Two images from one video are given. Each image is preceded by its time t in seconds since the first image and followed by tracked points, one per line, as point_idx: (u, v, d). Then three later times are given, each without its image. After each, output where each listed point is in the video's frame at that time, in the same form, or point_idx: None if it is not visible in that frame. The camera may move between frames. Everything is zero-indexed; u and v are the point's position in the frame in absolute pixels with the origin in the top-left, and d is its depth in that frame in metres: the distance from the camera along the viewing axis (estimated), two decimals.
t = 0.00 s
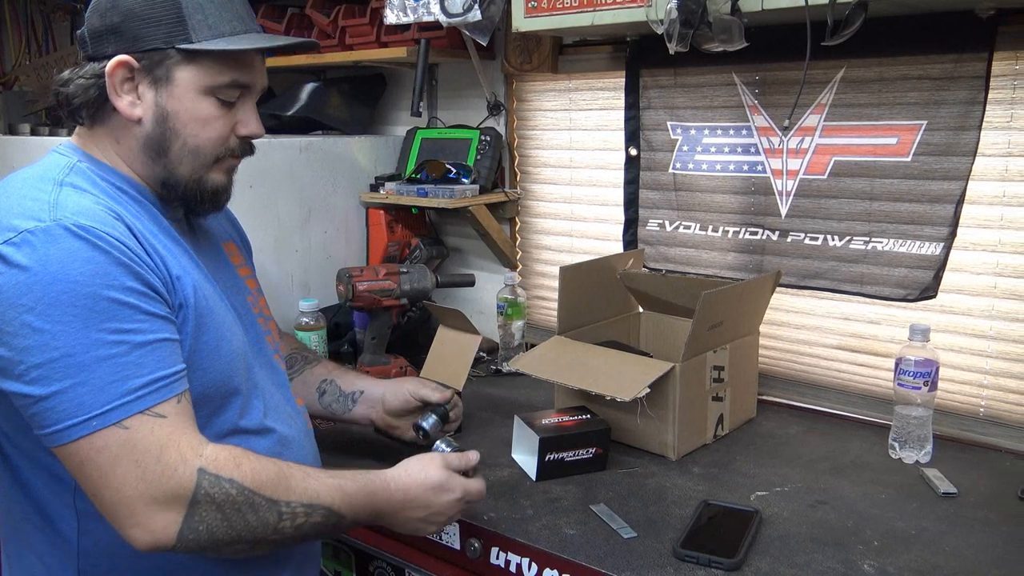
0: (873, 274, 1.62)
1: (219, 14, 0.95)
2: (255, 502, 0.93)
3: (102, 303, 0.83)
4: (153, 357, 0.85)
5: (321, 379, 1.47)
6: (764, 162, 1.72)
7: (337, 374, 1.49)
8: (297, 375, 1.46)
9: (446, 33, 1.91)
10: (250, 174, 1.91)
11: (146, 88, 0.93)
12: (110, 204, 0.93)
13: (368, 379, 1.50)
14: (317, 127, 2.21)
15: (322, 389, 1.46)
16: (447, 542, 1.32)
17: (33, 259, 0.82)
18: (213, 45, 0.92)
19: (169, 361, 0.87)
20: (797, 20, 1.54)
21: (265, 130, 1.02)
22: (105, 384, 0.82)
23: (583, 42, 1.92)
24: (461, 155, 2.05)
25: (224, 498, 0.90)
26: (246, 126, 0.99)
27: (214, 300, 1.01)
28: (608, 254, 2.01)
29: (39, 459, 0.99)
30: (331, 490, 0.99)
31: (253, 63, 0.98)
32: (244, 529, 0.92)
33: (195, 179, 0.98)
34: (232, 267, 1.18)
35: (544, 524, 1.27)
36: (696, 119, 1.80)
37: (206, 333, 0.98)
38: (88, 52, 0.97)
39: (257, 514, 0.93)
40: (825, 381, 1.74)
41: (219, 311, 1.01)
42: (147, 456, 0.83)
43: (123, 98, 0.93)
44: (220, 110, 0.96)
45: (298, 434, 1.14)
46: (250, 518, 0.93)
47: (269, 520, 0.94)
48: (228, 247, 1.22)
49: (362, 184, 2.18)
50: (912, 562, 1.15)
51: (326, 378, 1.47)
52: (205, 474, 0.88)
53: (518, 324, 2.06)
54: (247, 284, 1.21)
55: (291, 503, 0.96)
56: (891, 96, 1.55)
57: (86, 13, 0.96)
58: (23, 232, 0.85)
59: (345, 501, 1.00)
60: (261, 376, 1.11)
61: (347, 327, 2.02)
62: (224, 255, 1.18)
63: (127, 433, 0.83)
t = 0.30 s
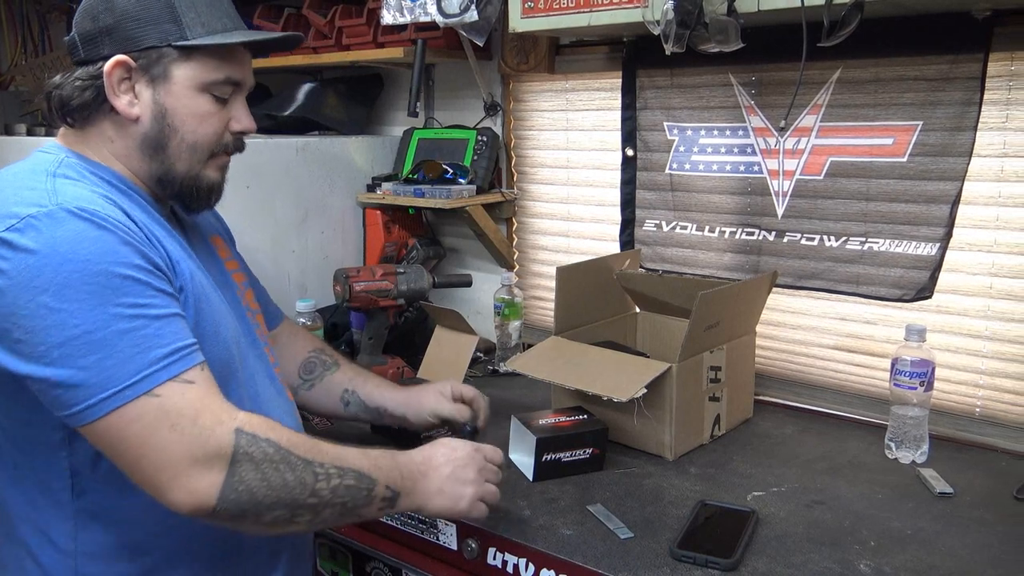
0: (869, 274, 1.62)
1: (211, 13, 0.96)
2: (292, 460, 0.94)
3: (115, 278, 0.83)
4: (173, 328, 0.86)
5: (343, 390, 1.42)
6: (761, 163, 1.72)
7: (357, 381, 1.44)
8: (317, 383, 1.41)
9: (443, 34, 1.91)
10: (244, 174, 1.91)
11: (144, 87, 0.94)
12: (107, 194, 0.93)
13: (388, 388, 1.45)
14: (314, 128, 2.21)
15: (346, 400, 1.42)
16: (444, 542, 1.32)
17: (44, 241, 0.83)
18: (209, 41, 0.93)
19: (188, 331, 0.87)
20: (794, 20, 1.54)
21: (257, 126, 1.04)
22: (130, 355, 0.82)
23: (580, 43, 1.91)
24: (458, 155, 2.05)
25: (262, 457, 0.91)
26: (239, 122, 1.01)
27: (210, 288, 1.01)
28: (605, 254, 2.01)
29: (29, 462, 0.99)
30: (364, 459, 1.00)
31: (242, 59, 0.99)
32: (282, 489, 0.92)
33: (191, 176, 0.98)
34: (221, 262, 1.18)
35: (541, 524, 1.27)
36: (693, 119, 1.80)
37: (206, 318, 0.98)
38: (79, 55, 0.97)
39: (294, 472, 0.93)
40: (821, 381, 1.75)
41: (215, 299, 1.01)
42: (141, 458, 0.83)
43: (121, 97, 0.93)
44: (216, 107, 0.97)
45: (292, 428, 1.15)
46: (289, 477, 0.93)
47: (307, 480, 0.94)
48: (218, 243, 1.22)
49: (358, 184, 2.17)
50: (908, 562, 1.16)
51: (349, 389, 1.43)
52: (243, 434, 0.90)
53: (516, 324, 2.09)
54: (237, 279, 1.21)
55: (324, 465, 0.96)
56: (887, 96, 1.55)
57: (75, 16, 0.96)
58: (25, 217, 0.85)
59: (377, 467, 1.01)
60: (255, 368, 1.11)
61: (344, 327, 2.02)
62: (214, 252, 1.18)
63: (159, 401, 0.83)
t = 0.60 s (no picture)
0: (867, 276, 1.62)
1: (223, 15, 0.97)
2: (332, 447, 0.98)
3: (150, 277, 0.84)
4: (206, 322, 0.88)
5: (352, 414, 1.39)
6: (759, 165, 1.72)
7: (369, 409, 1.40)
8: (326, 403, 1.39)
9: (441, 35, 1.91)
10: (244, 176, 1.91)
11: (154, 87, 0.94)
12: (121, 198, 0.94)
13: (404, 423, 1.39)
14: (312, 128, 2.21)
15: (353, 425, 1.39)
16: (443, 544, 1.32)
17: (78, 242, 0.83)
18: (222, 43, 0.93)
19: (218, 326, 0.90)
20: (793, 23, 1.55)
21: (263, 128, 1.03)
22: (173, 350, 0.84)
23: (579, 45, 1.91)
24: (457, 157, 2.05)
25: (307, 443, 0.95)
26: (245, 124, 1.01)
27: (219, 290, 1.02)
28: (603, 255, 2.01)
29: (34, 465, 0.99)
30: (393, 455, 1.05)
31: (252, 63, 1.00)
32: (324, 473, 0.96)
33: (197, 176, 0.98)
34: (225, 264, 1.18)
35: (539, 526, 1.27)
36: (692, 121, 1.80)
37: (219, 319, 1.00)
38: (89, 52, 0.97)
39: (334, 457, 0.98)
40: (819, 383, 1.75)
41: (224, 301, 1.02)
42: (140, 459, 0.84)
43: (131, 95, 0.93)
44: (225, 109, 0.97)
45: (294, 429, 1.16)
46: (330, 461, 0.97)
47: (345, 466, 0.98)
48: (223, 244, 1.22)
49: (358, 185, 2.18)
50: (905, 564, 1.16)
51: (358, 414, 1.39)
52: (287, 420, 0.94)
53: (515, 325, 2.08)
54: (239, 282, 1.22)
55: (359, 453, 1.01)
56: (886, 99, 1.55)
57: (86, 12, 0.97)
58: (52, 219, 0.85)
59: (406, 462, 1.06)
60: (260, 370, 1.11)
61: (342, 329, 2.02)
62: (218, 253, 1.18)
63: (207, 391, 0.86)
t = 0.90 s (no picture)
0: (866, 278, 1.62)
1: (232, 20, 0.97)
2: (324, 464, 0.98)
3: (148, 288, 0.84)
4: (203, 335, 0.88)
5: (339, 416, 1.39)
6: (758, 167, 1.72)
7: (356, 412, 1.39)
8: (314, 405, 1.39)
9: (441, 37, 1.91)
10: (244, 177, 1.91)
11: (161, 92, 0.94)
12: (126, 204, 0.94)
13: (391, 424, 1.39)
14: (312, 129, 2.21)
15: (341, 427, 1.38)
16: (442, 545, 1.32)
17: (76, 252, 0.83)
18: (229, 49, 0.94)
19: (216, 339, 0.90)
20: (792, 25, 1.55)
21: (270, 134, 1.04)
22: (170, 363, 0.84)
23: (578, 46, 1.91)
24: (456, 158, 2.05)
25: (299, 459, 0.96)
26: (252, 130, 1.01)
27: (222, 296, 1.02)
28: (603, 257, 2.01)
29: (35, 468, 0.99)
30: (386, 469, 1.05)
31: (260, 68, 1.00)
32: (316, 492, 0.96)
33: (204, 182, 0.99)
34: (226, 268, 1.18)
35: (539, 528, 1.27)
36: (692, 123, 1.80)
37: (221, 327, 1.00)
38: (96, 56, 0.97)
39: (326, 476, 0.98)
40: (819, 385, 1.75)
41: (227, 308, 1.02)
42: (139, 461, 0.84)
43: (139, 101, 0.94)
44: (232, 115, 0.97)
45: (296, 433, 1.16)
46: (323, 480, 0.97)
47: (337, 484, 0.99)
48: (224, 248, 1.22)
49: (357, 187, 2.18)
50: (905, 566, 1.16)
51: (345, 417, 1.39)
52: (282, 437, 0.94)
53: (514, 327, 2.08)
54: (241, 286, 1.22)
55: (353, 470, 1.01)
56: (885, 101, 1.55)
57: (94, 15, 0.96)
58: (53, 227, 0.85)
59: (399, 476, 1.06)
60: (262, 376, 1.12)
61: (341, 330, 2.02)
62: (220, 258, 1.18)
63: (202, 406, 0.85)
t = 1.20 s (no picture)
0: (867, 277, 1.62)
1: (257, 37, 0.98)
2: (287, 485, 0.97)
3: (133, 300, 0.84)
4: (184, 351, 0.87)
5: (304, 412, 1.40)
6: (758, 166, 1.72)
7: (320, 406, 1.41)
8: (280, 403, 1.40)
9: (441, 36, 1.91)
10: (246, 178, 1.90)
11: (180, 98, 0.94)
12: (129, 206, 0.94)
13: (352, 416, 1.42)
14: (311, 130, 2.21)
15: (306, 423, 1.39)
16: (442, 546, 1.32)
17: (64, 257, 0.83)
18: (255, 65, 0.95)
19: (198, 354, 0.89)
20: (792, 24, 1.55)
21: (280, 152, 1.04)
22: (144, 378, 0.84)
23: (578, 46, 1.91)
24: (455, 158, 2.05)
25: (261, 482, 0.94)
26: (263, 146, 1.02)
27: (222, 303, 1.02)
28: (603, 257, 2.01)
29: (32, 467, 0.99)
30: (354, 476, 1.04)
31: (280, 86, 1.01)
32: (279, 513, 0.95)
33: (211, 192, 0.99)
34: (228, 270, 1.18)
35: (539, 528, 1.27)
36: (691, 122, 1.80)
37: (218, 335, 0.99)
38: (119, 54, 0.97)
39: (289, 495, 0.96)
40: (820, 385, 1.75)
41: (226, 314, 1.02)
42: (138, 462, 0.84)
43: (155, 104, 0.94)
44: (246, 128, 0.98)
45: (295, 437, 1.16)
46: (285, 500, 0.96)
47: (301, 502, 0.97)
48: (226, 250, 1.22)
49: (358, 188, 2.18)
50: (906, 566, 1.16)
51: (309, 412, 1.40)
52: (246, 460, 0.92)
53: (514, 327, 2.08)
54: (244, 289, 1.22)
55: (317, 485, 1.00)
56: (885, 100, 1.55)
57: (121, 16, 0.97)
58: (48, 230, 0.84)
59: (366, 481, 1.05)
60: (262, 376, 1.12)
61: (342, 330, 2.01)
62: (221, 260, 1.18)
63: (168, 425, 0.85)
